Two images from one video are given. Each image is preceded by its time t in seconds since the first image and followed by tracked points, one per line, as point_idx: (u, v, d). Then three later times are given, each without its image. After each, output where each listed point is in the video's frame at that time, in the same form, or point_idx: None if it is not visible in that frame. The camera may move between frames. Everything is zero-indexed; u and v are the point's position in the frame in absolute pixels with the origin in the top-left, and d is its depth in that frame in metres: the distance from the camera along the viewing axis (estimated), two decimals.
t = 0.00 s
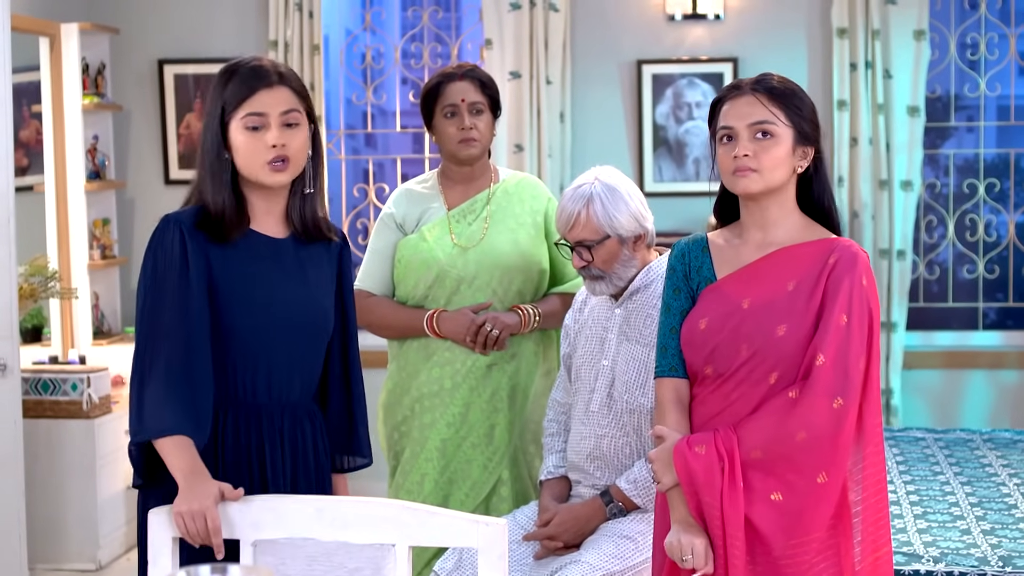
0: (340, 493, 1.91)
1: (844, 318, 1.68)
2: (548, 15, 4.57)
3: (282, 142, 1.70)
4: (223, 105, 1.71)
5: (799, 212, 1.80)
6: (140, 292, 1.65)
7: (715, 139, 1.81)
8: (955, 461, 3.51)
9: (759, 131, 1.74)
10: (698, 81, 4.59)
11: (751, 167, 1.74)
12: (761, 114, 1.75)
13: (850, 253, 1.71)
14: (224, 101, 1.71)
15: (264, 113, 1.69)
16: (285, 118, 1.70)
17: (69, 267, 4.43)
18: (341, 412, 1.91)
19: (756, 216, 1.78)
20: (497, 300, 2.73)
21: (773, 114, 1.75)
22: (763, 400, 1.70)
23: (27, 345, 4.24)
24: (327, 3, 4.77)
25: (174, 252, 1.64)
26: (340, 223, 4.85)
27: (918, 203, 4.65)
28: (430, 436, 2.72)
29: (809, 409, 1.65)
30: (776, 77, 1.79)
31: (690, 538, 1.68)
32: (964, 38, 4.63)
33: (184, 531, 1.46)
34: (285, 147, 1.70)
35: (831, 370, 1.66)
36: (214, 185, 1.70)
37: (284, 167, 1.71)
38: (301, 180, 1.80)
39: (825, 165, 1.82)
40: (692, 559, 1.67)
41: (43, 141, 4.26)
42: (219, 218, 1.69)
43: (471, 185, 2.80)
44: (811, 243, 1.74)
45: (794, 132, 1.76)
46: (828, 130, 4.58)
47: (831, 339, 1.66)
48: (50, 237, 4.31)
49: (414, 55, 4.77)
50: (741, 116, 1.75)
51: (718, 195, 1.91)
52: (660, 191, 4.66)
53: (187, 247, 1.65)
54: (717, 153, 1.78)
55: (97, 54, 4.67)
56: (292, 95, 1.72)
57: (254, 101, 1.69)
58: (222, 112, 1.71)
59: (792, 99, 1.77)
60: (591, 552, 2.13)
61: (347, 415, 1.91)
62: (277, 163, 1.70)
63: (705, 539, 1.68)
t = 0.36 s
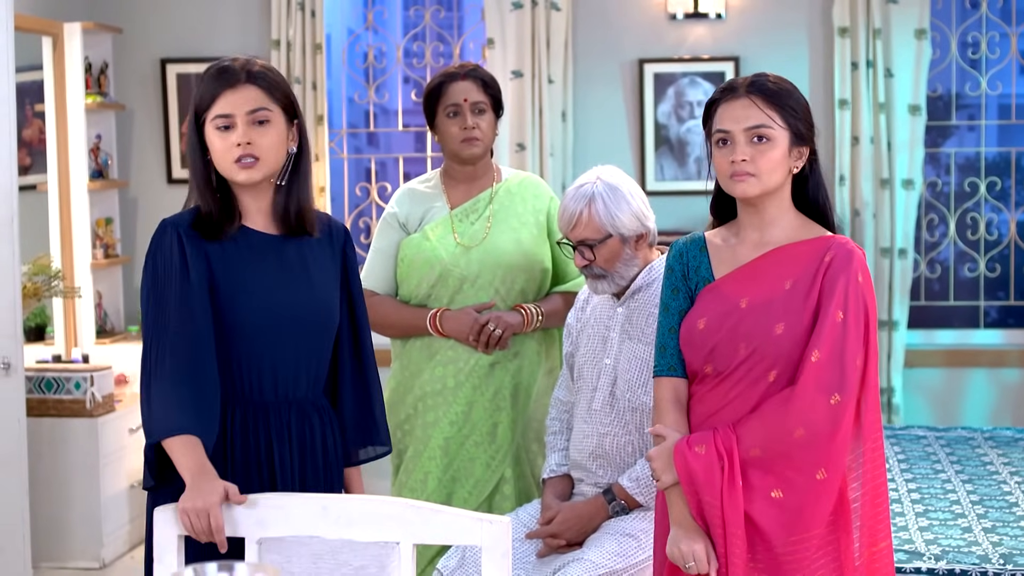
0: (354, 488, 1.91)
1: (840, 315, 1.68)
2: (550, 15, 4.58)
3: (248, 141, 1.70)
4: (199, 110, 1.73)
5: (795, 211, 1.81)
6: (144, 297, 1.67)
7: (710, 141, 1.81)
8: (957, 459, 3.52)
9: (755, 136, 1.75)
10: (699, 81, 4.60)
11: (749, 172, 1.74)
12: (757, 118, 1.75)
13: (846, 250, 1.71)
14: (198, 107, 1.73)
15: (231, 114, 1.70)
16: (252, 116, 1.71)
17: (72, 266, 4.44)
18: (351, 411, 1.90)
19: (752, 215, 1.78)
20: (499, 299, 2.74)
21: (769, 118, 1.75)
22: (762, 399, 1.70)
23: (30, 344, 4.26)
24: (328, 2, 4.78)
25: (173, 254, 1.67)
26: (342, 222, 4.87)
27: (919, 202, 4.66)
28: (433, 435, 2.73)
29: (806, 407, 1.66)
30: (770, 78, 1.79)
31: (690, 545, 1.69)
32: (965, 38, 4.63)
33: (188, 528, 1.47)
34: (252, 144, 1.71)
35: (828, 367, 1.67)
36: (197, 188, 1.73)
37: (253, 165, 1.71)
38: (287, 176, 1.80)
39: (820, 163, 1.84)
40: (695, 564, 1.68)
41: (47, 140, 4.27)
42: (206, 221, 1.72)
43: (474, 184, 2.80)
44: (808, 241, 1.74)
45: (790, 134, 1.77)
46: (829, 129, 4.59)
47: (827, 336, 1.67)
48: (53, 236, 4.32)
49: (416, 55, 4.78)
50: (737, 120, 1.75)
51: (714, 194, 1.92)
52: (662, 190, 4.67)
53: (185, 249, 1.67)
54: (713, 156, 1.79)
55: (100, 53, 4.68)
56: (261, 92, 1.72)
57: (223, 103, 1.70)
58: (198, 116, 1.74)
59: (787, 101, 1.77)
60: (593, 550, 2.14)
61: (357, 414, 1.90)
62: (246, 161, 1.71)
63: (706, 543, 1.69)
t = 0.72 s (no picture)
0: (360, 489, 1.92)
1: (842, 313, 1.70)
2: (553, 15, 4.59)
3: (268, 141, 1.72)
4: (210, 109, 1.73)
5: (795, 212, 1.82)
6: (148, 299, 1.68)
7: (712, 145, 1.82)
8: (959, 458, 3.53)
9: (758, 139, 1.76)
10: (702, 81, 4.61)
11: (752, 174, 1.75)
12: (759, 121, 1.76)
13: (847, 249, 1.73)
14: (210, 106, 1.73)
15: (249, 114, 1.71)
16: (269, 117, 1.72)
17: (77, 265, 4.45)
18: (354, 410, 1.92)
19: (754, 215, 1.79)
20: (505, 299, 2.75)
21: (771, 120, 1.76)
22: (763, 395, 1.71)
23: (35, 343, 4.30)
24: (332, 2, 4.79)
25: (174, 256, 1.67)
26: (346, 222, 4.88)
27: (922, 202, 4.67)
28: (438, 434, 2.74)
29: (809, 403, 1.67)
30: (771, 80, 1.80)
31: (700, 544, 1.70)
32: (968, 38, 4.64)
33: (196, 526, 1.47)
34: (271, 145, 1.72)
35: (830, 364, 1.68)
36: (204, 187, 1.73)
37: (271, 165, 1.72)
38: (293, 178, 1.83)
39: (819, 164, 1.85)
40: (706, 563, 1.70)
41: (51, 141, 4.29)
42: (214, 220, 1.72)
43: (479, 184, 2.81)
44: (808, 240, 1.75)
45: (791, 136, 1.78)
46: (832, 129, 4.60)
47: (830, 333, 1.68)
48: (58, 236, 4.33)
49: (420, 55, 4.80)
50: (739, 123, 1.76)
51: (714, 195, 1.93)
52: (665, 190, 4.68)
53: (187, 249, 1.68)
54: (715, 159, 1.80)
55: (105, 54, 4.69)
56: (277, 94, 1.74)
57: (240, 103, 1.71)
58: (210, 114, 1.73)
59: (788, 103, 1.78)
60: (598, 549, 2.15)
61: (359, 414, 1.92)
62: (265, 160, 1.72)
63: (714, 541, 1.71)
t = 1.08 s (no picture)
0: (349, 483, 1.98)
1: (842, 309, 1.71)
2: (553, 15, 4.60)
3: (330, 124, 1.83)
4: (263, 104, 1.74)
5: (793, 211, 1.83)
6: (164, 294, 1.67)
7: (713, 146, 1.83)
8: (957, 458, 3.54)
9: (760, 140, 1.77)
10: (701, 81, 4.62)
11: (754, 176, 1.76)
12: (761, 123, 1.77)
13: (846, 246, 1.74)
14: (268, 101, 1.75)
15: (307, 102, 1.80)
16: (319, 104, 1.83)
17: (78, 265, 4.46)
18: (340, 406, 1.97)
19: (754, 213, 1.80)
20: (505, 300, 2.76)
21: (773, 122, 1.77)
22: (763, 391, 1.72)
23: (36, 342, 4.33)
24: (332, 3, 4.80)
25: (205, 256, 1.67)
26: (346, 222, 4.89)
27: (920, 202, 4.68)
28: (438, 434, 2.75)
29: (810, 398, 1.68)
30: (771, 81, 1.80)
31: (702, 538, 1.71)
32: (966, 38, 4.65)
33: (198, 524, 1.49)
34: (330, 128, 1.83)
35: (830, 360, 1.69)
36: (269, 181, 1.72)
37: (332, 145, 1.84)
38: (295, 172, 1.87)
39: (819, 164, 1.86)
40: (707, 557, 1.71)
41: (51, 141, 4.30)
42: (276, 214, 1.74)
43: (480, 184, 2.83)
44: (806, 237, 1.76)
45: (793, 137, 1.79)
46: (830, 130, 4.61)
47: (830, 329, 1.69)
48: (58, 236, 4.34)
49: (419, 55, 4.81)
50: (741, 125, 1.77)
51: (713, 194, 1.93)
52: (664, 190, 4.69)
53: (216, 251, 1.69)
54: (717, 160, 1.80)
55: (106, 54, 4.70)
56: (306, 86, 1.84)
57: (298, 93, 1.79)
58: (262, 111, 1.74)
59: (790, 105, 1.79)
60: (598, 548, 2.16)
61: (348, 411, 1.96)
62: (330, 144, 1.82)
63: (715, 536, 1.71)
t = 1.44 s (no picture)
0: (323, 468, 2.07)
1: (834, 306, 1.72)
2: (545, 15, 4.61)
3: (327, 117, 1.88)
4: (260, 104, 1.79)
5: (785, 209, 1.84)
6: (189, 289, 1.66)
7: (707, 145, 1.84)
8: (948, 456, 3.55)
9: (754, 139, 1.78)
10: (693, 81, 4.63)
11: (747, 173, 1.77)
12: (756, 122, 1.78)
13: (837, 244, 1.75)
14: (264, 100, 1.79)
15: (303, 99, 1.85)
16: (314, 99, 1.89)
17: (70, 265, 4.45)
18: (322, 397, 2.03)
19: (746, 212, 1.81)
20: (498, 300, 2.77)
21: (767, 120, 1.78)
22: (755, 388, 1.73)
23: (28, 342, 4.26)
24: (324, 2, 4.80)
25: (239, 261, 1.69)
26: (338, 222, 4.90)
27: (911, 202, 4.70)
28: (431, 433, 2.76)
29: (802, 394, 1.69)
30: (765, 81, 1.82)
31: (695, 535, 1.72)
32: (957, 38, 4.67)
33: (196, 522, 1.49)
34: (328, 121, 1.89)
35: (822, 356, 1.70)
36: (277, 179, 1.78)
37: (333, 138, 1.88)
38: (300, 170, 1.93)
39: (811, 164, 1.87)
40: (700, 553, 1.71)
41: (44, 140, 4.29)
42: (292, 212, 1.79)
43: (473, 184, 2.83)
44: (797, 236, 1.77)
45: (786, 136, 1.80)
46: (822, 129, 4.63)
47: (822, 326, 1.70)
48: (50, 235, 4.33)
49: (411, 55, 4.81)
50: (736, 122, 1.78)
51: (705, 193, 1.94)
52: (656, 190, 4.70)
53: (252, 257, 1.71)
54: (710, 158, 1.82)
55: (97, 54, 4.69)
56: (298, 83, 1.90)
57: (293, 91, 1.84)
58: (263, 111, 1.79)
59: (783, 103, 1.80)
60: (590, 546, 2.17)
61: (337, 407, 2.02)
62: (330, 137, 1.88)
63: (708, 532, 1.72)
